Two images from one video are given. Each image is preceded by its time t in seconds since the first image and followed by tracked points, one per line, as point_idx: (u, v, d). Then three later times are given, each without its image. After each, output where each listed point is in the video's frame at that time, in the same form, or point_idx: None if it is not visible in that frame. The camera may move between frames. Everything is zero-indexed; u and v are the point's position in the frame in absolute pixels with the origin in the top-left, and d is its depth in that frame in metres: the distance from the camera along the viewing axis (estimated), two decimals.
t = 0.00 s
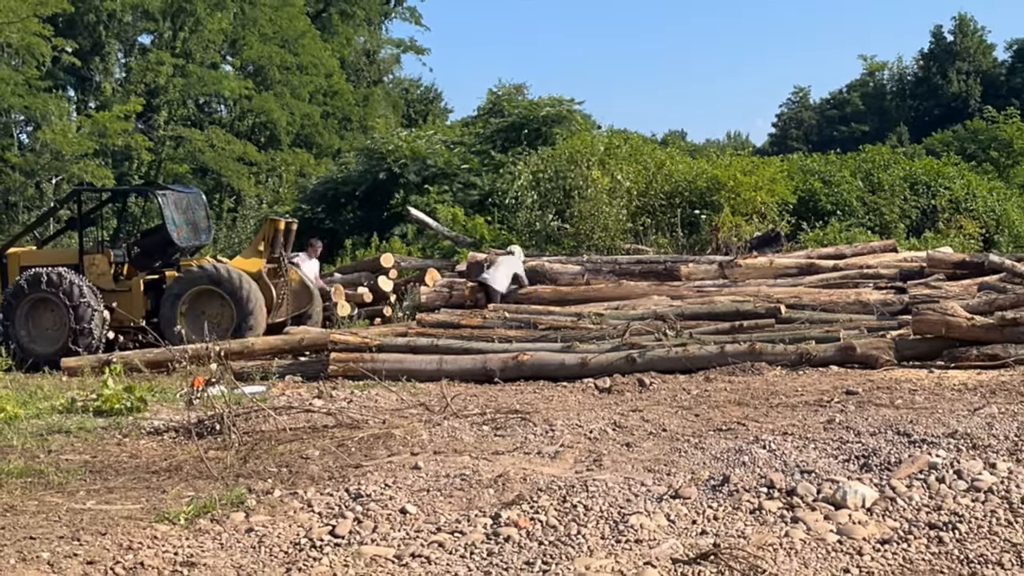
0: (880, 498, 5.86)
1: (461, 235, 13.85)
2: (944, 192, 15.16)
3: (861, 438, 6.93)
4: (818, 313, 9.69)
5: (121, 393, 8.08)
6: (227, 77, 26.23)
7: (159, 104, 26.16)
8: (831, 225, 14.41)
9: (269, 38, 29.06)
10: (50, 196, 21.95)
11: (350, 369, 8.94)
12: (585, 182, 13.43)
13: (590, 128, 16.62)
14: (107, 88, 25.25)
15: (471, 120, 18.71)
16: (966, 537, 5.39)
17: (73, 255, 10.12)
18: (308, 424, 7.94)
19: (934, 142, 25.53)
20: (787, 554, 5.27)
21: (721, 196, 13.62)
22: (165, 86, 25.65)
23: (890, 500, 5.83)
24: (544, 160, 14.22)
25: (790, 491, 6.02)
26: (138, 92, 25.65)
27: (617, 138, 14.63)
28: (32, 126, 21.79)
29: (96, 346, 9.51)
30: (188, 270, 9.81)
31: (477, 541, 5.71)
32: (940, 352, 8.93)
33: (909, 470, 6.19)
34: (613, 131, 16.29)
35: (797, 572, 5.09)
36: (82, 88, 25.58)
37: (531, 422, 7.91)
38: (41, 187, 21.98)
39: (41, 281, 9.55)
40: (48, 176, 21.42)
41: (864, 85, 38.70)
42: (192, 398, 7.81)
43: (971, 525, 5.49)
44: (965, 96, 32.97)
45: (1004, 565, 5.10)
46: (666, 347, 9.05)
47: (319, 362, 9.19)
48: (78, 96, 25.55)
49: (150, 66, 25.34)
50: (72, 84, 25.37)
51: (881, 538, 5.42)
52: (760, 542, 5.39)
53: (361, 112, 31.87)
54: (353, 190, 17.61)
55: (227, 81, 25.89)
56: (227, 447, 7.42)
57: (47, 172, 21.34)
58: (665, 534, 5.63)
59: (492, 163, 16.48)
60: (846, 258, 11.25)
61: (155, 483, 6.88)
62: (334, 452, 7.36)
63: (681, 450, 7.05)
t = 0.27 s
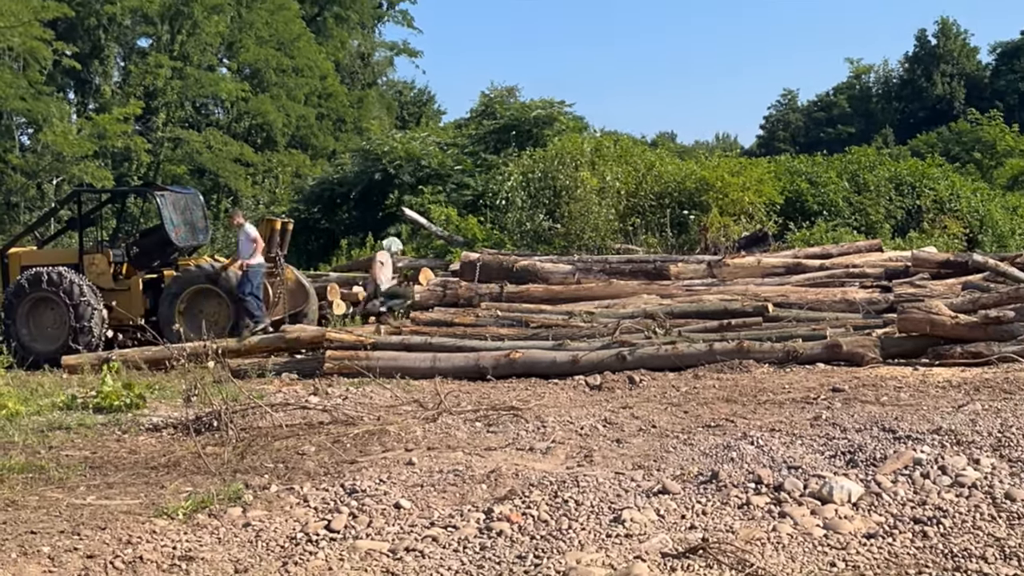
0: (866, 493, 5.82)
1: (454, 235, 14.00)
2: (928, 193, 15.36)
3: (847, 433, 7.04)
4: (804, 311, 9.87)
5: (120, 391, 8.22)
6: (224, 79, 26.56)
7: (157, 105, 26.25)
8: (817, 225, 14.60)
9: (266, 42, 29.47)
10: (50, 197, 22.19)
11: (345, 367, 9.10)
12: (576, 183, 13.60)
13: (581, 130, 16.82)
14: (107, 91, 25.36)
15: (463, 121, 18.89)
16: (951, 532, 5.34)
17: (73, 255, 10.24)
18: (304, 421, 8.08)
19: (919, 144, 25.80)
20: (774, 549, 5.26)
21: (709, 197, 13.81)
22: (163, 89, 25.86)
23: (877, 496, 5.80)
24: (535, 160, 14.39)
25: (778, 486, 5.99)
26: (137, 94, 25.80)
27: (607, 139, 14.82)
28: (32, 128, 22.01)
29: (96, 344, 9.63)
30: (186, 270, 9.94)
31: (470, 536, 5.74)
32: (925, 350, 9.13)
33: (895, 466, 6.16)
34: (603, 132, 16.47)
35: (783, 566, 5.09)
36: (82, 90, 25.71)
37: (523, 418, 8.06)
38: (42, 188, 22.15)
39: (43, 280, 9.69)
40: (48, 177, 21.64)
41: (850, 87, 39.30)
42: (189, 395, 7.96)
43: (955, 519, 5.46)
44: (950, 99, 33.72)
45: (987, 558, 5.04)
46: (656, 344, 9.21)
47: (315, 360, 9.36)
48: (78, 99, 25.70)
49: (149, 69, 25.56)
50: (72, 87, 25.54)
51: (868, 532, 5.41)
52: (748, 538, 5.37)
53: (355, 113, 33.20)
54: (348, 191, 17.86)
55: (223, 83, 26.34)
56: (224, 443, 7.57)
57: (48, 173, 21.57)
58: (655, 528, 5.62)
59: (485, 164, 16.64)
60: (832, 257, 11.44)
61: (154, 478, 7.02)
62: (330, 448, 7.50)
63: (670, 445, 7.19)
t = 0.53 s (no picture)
0: (853, 491, 5.98)
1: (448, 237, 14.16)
2: (913, 196, 15.60)
3: (834, 432, 7.19)
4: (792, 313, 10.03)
5: (119, 391, 8.36)
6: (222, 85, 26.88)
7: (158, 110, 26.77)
8: (804, 228, 14.81)
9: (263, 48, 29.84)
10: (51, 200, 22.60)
11: (340, 367, 9.25)
12: (567, 186, 13.78)
13: (572, 134, 17.04)
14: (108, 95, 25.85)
15: (457, 125, 19.11)
16: (935, 529, 5.50)
17: (73, 256, 10.36)
18: (300, 420, 8.22)
19: (904, 147, 26.07)
20: (762, 545, 5.41)
21: (698, 200, 14.04)
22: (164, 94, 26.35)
23: (862, 493, 5.96)
24: (527, 163, 14.59)
25: (766, 484, 6.15)
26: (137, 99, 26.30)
27: (598, 144, 15.04)
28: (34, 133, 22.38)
29: (96, 344, 9.75)
30: (184, 272, 10.07)
31: (463, 533, 5.87)
32: (910, 351, 9.31)
33: (880, 464, 6.32)
34: (594, 136, 16.67)
35: (772, 563, 5.22)
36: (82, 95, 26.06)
37: (515, 418, 8.21)
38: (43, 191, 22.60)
39: (43, 282, 9.81)
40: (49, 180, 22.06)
41: (836, 93, 39.81)
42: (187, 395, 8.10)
43: (939, 517, 5.61)
44: (934, 104, 34.01)
45: (971, 556, 5.21)
46: (646, 345, 9.37)
47: (310, 359, 9.51)
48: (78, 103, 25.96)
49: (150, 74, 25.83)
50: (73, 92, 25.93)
51: (854, 530, 5.55)
52: (736, 535, 5.52)
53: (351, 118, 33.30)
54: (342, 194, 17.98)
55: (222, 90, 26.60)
56: (222, 442, 7.71)
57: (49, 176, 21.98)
58: (645, 525, 5.77)
59: (478, 168, 16.83)
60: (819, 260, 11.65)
61: (152, 477, 7.15)
62: (325, 447, 7.64)
63: (659, 444, 7.33)
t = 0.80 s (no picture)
0: (839, 488, 6.10)
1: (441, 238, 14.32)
2: (899, 198, 15.80)
3: (821, 430, 7.34)
4: (779, 312, 10.20)
5: (118, 389, 8.51)
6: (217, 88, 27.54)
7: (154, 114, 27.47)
8: (791, 228, 14.99)
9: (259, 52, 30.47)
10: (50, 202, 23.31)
11: (335, 365, 9.41)
12: (558, 187, 13.96)
13: (563, 137, 17.25)
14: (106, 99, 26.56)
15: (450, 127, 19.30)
16: (920, 525, 5.56)
17: (72, 256, 10.49)
18: (296, 418, 8.36)
19: (890, 151, 26.29)
20: (750, 540, 5.47)
21: (687, 202, 14.25)
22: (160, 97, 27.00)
23: (849, 490, 6.08)
24: (519, 166, 14.77)
25: (753, 480, 6.30)
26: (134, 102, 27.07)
27: (588, 146, 15.24)
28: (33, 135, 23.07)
29: (95, 343, 9.89)
30: (182, 272, 10.21)
31: (456, 529, 5.99)
32: (896, 350, 9.48)
33: (866, 460, 6.48)
34: (585, 139, 16.86)
35: (759, 558, 5.28)
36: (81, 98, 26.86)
37: (507, 415, 8.37)
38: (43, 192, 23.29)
39: (45, 281, 9.94)
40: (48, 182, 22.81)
41: (823, 95, 40.26)
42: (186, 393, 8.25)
43: (925, 513, 5.69)
44: (921, 107, 34.39)
45: (956, 550, 5.25)
46: (636, 344, 9.54)
47: (306, 358, 9.68)
48: (77, 106, 26.82)
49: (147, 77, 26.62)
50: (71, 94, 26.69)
51: (840, 525, 5.64)
52: (724, 530, 5.60)
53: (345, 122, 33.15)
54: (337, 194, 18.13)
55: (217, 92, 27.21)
56: (219, 439, 7.85)
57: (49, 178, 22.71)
58: (635, 521, 5.88)
59: (470, 170, 16.98)
60: (806, 260, 11.85)
61: (151, 473, 7.27)
62: (321, 444, 7.78)
63: (648, 441, 7.47)
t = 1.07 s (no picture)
0: (826, 484, 6.24)
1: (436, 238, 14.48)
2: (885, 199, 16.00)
3: (808, 428, 7.48)
4: (768, 311, 10.38)
5: (117, 387, 8.66)
6: (218, 92, 28.33)
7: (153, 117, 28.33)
8: (779, 229, 15.20)
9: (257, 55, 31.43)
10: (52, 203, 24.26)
11: (331, 363, 9.56)
12: (550, 188, 14.12)
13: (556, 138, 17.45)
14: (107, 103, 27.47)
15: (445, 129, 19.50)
16: (906, 521, 5.72)
17: (72, 256, 10.64)
18: (292, 415, 8.51)
19: (877, 152, 26.52)
20: (739, 536, 5.63)
21: (677, 202, 14.40)
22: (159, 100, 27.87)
23: (836, 486, 6.23)
24: (512, 167, 14.94)
25: (742, 476, 6.43)
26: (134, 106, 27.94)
27: (580, 147, 15.43)
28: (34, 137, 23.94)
29: (95, 342, 10.01)
30: (180, 272, 10.35)
31: (450, 524, 6.10)
32: (882, 348, 9.65)
33: (853, 457, 6.63)
34: (577, 140, 17.06)
35: (748, 553, 5.45)
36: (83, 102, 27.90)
37: (500, 412, 8.52)
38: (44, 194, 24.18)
39: (46, 281, 10.06)
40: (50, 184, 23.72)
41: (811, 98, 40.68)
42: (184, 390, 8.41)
43: (910, 509, 5.85)
44: (907, 109, 34.83)
45: (941, 546, 5.41)
46: (627, 342, 9.70)
47: (302, 357, 9.83)
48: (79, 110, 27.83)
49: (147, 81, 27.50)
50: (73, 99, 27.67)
51: (827, 521, 5.79)
52: (713, 526, 5.75)
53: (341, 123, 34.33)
54: (332, 196, 18.36)
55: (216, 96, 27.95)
56: (217, 436, 7.99)
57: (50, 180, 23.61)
58: (626, 516, 6.00)
59: (464, 170, 17.11)
60: (794, 260, 12.04)
61: (149, 469, 7.40)
62: (317, 441, 7.92)
63: (639, 438, 7.62)
